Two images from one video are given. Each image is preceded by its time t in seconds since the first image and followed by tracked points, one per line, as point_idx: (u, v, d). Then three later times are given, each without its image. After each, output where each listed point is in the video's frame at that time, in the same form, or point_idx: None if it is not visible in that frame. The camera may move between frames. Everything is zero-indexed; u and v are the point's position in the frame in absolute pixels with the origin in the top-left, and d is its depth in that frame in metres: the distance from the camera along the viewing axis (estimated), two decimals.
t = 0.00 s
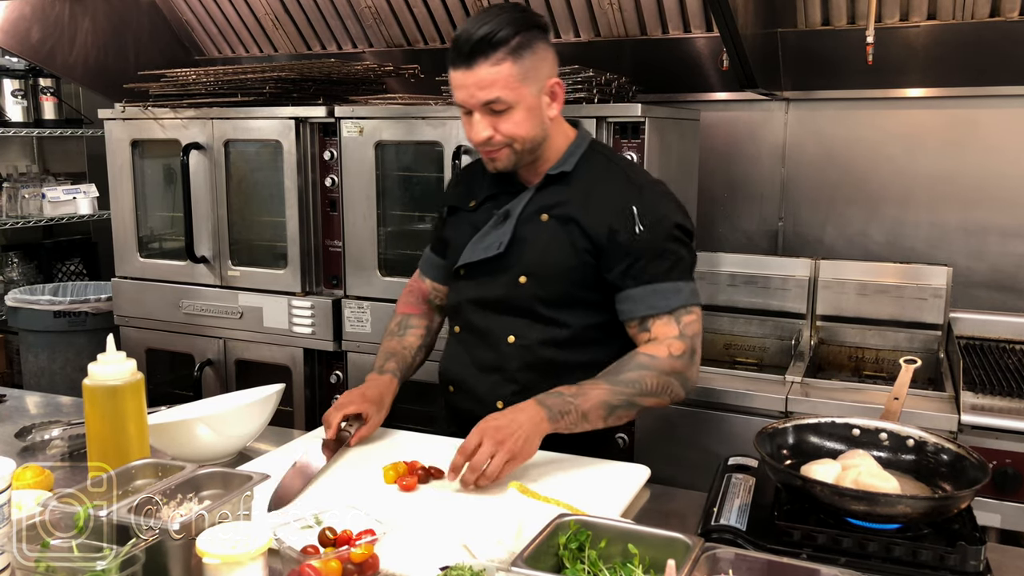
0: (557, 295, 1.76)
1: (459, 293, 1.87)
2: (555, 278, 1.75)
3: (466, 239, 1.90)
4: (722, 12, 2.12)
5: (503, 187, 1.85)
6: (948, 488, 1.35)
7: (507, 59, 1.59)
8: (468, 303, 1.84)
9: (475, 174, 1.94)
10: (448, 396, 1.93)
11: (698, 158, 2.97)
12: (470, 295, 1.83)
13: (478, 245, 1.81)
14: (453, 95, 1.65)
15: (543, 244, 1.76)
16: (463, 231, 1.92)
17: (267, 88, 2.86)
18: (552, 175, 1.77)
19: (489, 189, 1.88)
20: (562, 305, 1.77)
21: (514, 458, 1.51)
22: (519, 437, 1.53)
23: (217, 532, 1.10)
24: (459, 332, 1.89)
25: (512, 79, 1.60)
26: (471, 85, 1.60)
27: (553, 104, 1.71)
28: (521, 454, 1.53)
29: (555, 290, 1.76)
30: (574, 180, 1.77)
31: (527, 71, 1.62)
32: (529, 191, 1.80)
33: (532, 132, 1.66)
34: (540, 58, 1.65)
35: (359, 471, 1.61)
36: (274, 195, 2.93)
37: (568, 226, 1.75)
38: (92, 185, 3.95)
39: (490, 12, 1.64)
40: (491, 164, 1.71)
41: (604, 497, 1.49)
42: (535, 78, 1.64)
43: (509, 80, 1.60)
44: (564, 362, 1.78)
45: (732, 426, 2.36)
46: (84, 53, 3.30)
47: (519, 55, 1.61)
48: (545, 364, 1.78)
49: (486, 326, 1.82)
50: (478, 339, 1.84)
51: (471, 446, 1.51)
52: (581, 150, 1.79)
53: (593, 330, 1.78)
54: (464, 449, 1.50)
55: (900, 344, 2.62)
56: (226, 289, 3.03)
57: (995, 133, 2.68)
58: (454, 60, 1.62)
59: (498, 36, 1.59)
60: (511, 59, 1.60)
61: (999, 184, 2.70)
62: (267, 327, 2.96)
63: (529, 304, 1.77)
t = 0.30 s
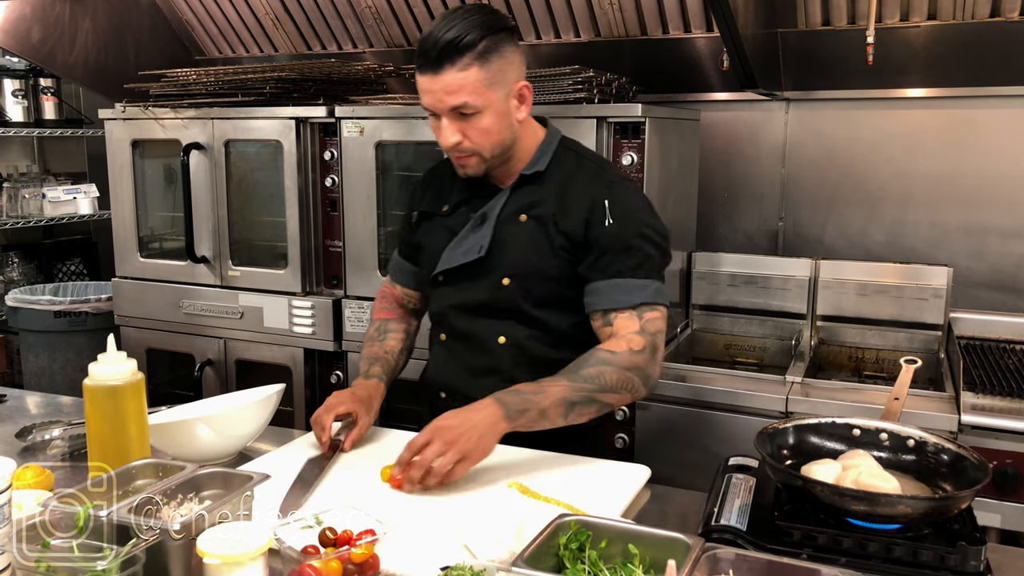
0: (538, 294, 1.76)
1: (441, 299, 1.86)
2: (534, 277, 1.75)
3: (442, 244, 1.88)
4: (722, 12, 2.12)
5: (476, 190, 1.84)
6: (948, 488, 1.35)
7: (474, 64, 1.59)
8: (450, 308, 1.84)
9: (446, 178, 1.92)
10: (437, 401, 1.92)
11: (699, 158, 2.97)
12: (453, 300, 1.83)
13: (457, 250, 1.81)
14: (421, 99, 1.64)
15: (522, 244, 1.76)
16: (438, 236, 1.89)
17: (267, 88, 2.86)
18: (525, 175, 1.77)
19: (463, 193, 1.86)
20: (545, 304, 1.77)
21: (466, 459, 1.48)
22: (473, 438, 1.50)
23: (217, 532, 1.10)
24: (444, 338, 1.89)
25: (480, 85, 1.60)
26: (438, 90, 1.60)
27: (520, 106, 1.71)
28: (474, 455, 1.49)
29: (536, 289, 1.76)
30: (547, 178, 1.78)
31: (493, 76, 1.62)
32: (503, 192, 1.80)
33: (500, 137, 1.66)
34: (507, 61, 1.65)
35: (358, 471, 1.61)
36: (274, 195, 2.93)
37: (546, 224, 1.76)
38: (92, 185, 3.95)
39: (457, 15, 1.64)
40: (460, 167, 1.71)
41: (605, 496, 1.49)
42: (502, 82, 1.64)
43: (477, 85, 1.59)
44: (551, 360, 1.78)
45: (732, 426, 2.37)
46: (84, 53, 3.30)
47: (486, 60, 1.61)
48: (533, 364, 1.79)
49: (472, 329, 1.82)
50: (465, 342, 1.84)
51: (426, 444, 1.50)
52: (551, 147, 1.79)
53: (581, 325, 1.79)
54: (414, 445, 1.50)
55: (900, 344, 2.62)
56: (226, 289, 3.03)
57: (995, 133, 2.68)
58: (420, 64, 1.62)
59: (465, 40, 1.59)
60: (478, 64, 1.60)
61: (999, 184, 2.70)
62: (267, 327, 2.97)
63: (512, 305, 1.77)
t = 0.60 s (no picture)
0: (531, 293, 1.76)
1: (426, 298, 1.84)
2: (527, 276, 1.76)
3: (425, 242, 1.85)
4: (722, 12, 2.12)
5: (461, 187, 1.82)
6: (948, 488, 1.35)
7: (461, 59, 1.59)
8: (436, 308, 1.82)
9: (425, 175, 1.90)
10: (417, 405, 1.88)
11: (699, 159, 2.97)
12: (438, 300, 1.81)
13: (443, 248, 1.79)
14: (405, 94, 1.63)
15: (515, 243, 1.76)
16: (419, 234, 1.86)
17: (267, 88, 2.86)
18: (513, 174, 1.77)
19: (446, 189, 1.84)
20: (537, 303, 1.77)
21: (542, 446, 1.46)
22: (547, 427, 1.47)
23: (217, 532, 1.10)
24: (425, 338, 1.86)
25: (467, 79, 1.60)
26: (425, 84, 1.59)
27: (505, 104, 1.71)
28: (549, 441, 1.47)
29: (528, 288, 1.76)
30: (536, 177, 1.78)
31: (480, 71, 1.62)
32: (490, 191, 1.79)
33: (485, 134, 1.65)
34: (492, 58, 1.65)
35: (355, 472, 1.61)
36: (275, 195, 2.93)
37: (536, 223, 1.76)
38: (92, 185, 3.95)
39: (442, 12, 1.64)
40: (445, 165, 1.69)
41: (604, 497, 1.49)
42: (488, 78, 1.64)
43: (463, 80, 1.59)
44: (539, 361, 1.78)
45: (732, 426, 2.37)
46: (84, 53, 3.30)
47: (473, 55, 1.61)
48: (520, 364, 1.78)
49: (456, 330, 1.80)
50: (447, 343, 1.82)
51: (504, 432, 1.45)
52: (537, 146, 1.80)
53: (569, 327, 1.80)
54: (492, 436, 1.45)
55: (900, 344, 2.62)
56: (226, 289, 3.03)
57: (995, 132, 2.68)
58: (407, 58, 1.61)
59: (453, 35, 1.59)
60: (466, 59, 1.60)
61: (999, 184, 2.70)
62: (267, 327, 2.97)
63: (503, 304, 1.76)
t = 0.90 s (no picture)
0: (526, 292, 1.78)
1: (417, 306, 1.81)
2: (523, 276, 1.77)
3: (410, 247, 1.81)
4: (722, 12, 2.12)
5: (444, 190, 1.79)
6: (949, 488, 1.35)
7: (465, 53, 1.59)
8: (428, 313, 1.79)
9: (401, 178, 1.85)
10: (410, 409, 1.87)
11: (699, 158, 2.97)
12: (432, 307, 1.78)
13: (435, 253, 1.76)
14: (402, 87, 1.59)
15: (508, 244, 1.77)
16: (402, 240, 1.82)
17: (267, 88, 2.86)
18: (499, 174, 1.77)
19: (428, 193, 1.80)
20: (532, 301, 1.79)
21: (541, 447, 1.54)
22: (546, 428, 1.55)
23: (217, 532, 1.10)
24: (415, 343, 1.83)
25: (469, 73, 1.59)
26: (429, 76, 1.56)
27: (495, 100, 1.72)
28: (548, 440, 1.56)
29: (524, 287, 1.78)
30: (521, 176, 1.79)
31: (481, 65, 1.62)
32: (476, 193, 1.78)
33: (481, 129, 1.65)
34: (488, 55, 1.66)
35: (355, 472, 1.61)
36: (275, 195, 2.93)
37: (528, 222, 1.77)
38: (92, 185, 3.94)
39: (439, 6, 1.63)
40: (436, 160, 1.66)
41: (603, 497, 1.49)
42: (486, 73, 1.64)
43: (467, 73, 1.58)
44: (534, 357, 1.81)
45: (732, 426, 2.37)
46: (84, 53, 3.30)
47: (474, 49, 1.61)
48: (517, 363, 1.80)
49: (453, 335, 1.79)
50: (443, 348, 1.80)
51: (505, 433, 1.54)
52: (517, 145, 1.80)
53: (559, 321, 1.83)
54: (494, 437, 1.53)
55: (900, 344, 2.62)
56: (226, 289, 3.03)
57: (995, 132, 2.68)
58: (409, 50, 1.58)
59: (457, 30, 1.59)
60: (468, 53, 1.59)
61: (999, 184, 2.70)
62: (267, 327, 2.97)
63: (499, 305, 1.77)
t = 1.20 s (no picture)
0: (517, 290, 1.78)
1: (407, 308, 1.81)
2: (512, 274, 1.77)
3: (399, 250, 1.82)
4: (722, 12, 2.12)
5: (430, 193, 1.81)
6: (948, 487, 1.35)
7: (452, 61, 1.58)
8: (419, 316, 1.80)
9: (389, 182, 1.87)
10: (408, 412, 1.87)
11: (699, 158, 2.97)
12: (421, 309, 1.79)
13: (424, 255, 1.78)
14: (388, 95, 1.58)
15: (496, 243, 1.78)
16: (391, 244, 1.83)
17: (267, 88, 2.87)
18: (484, 173, 1.78)
19: (415, 196, 1.82)
20: (524, 299, 1.79)
21: (570, 436, 1.48)
22: (569, 416, 1.51)
23: (217, 532, 1.10)
24: (409, 345, 1.83)
25: (456, 81, 1.59)
26: (416, 85, 1.55)
27: (481, 104, 1.72)
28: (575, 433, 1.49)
29: (514, 285, 1.78)
30: (507, 174, 1.80)
31: (467, 72, 1.62)
32: (462, 193, 1.79)
33: (467, 136, 1.65)
34: (475, 61, 1.66)
35: (354, 472, 1.61)
36: (275, 195, 2.94)
37: (516, 220, 1.78)
38: (92, 185, 3.95)
39: (424, 13, 1.62)
40: (423, 165, 1.66)
41: (604, 497, 1.49)
42: (471, 80, 1.64)
43: (454, 81, 1.58)
44: (528, 356, 1.81)
45: (732, 426, 2.37)
46: (84, 53, 3.30)
47: (460, 57, 1.60)
48: (512, 363, 1.80)
49: (445, 336, 1.79)
50: (437, 350, 1.81)
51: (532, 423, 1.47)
52: (502, 143, 1.81)
53: (552, 318, 1.83)
54: (521, 431, 1.46)
55: (900, 344, 2.62)
56: (226, 289, 3.03)
57: (995, 132, 2.68)
58: (395, 59, 1.57)
59: (443, 38, 1.58)
60: (455, 61, 1.59)
61: (1000, 184, 2.70)
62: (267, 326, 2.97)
63: (490, 304, 1.77)
